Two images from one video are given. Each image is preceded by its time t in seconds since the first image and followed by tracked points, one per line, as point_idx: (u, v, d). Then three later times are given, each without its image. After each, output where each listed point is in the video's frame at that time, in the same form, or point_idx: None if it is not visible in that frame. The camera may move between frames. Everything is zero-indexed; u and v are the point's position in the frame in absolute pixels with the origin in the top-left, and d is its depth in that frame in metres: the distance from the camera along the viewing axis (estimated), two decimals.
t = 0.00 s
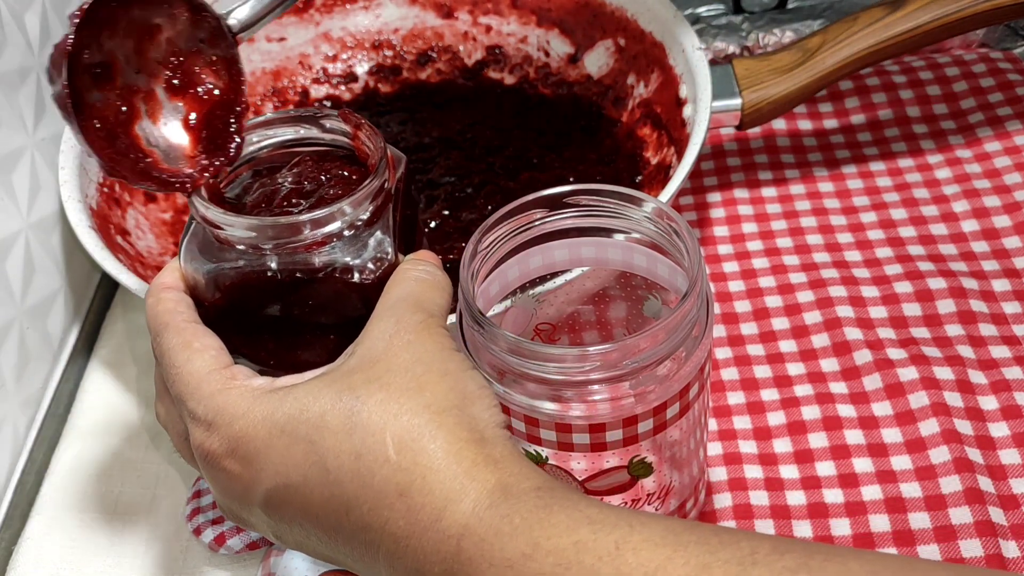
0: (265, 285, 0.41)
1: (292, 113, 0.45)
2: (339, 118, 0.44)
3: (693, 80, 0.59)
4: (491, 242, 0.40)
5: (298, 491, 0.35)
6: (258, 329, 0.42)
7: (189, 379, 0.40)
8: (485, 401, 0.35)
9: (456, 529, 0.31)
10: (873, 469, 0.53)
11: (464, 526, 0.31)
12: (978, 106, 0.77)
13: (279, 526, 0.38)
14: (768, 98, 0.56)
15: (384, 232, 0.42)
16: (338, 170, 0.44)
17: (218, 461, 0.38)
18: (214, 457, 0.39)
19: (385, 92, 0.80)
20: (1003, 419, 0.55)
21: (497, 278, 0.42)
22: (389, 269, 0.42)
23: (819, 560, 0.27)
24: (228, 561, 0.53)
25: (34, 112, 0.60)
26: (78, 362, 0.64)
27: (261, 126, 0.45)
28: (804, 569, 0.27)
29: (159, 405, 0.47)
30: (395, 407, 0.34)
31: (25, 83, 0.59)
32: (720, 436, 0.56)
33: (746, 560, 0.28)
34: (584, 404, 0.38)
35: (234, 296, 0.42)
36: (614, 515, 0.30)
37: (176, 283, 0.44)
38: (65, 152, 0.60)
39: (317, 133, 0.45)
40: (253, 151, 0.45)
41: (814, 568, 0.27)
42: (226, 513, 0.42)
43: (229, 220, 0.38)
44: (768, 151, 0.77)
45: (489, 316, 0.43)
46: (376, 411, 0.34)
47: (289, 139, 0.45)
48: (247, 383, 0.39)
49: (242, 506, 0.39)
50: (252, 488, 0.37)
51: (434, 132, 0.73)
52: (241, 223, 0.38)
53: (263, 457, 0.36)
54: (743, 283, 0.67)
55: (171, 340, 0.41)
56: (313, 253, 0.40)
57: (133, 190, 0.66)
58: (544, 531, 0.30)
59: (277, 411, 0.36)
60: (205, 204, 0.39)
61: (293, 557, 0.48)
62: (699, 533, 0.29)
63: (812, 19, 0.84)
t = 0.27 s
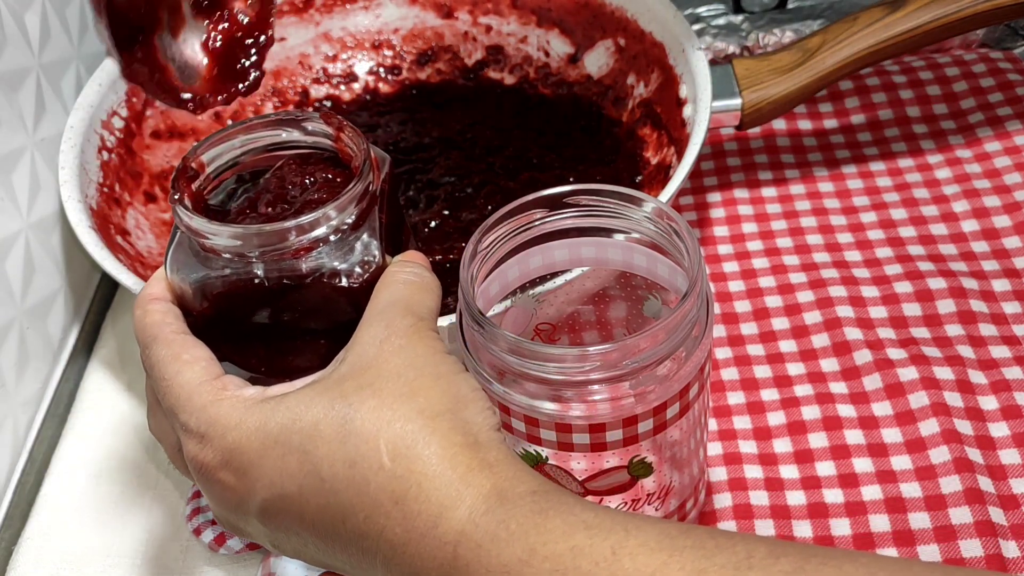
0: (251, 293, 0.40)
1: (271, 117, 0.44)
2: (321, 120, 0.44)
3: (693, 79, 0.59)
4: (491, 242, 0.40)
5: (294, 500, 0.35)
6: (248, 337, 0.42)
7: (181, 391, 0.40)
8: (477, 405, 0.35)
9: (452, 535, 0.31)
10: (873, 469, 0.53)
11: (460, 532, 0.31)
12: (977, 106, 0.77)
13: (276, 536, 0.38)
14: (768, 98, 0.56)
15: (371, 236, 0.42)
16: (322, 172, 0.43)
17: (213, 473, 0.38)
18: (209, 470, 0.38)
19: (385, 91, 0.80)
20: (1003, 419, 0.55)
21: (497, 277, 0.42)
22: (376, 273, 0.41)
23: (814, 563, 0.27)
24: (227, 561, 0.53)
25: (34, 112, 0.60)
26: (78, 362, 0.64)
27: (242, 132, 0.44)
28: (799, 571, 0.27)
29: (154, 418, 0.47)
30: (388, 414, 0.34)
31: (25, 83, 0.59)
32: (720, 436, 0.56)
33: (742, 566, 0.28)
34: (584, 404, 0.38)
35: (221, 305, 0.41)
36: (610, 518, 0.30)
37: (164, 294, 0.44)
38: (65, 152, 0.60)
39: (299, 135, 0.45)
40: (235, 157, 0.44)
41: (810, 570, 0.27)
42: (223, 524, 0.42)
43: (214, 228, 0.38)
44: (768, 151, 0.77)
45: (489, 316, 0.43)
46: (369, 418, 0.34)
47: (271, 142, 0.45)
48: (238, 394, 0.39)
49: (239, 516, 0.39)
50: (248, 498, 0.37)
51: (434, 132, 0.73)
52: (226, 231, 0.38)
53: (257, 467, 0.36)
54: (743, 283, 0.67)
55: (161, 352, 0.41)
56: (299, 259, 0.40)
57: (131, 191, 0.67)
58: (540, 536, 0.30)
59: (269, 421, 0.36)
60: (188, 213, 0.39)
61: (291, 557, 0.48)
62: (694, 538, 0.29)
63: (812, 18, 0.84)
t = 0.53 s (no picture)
0: (256, 291, 0.40)
1: (278, 118, 0.44)
2: (327, 122, 0.44)
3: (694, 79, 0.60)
4: (491, 242, 0.40)
5: (298, 497, 0.35)
6: (252, 336, 0.42)
7: (185, 387, 0.40)
8: (483, 402, 0.35)
9: (456, 530, 0.31)
10: (873, 469, 0.53)
11: (465, 528, 0.31)
12: (978, 106, 0.77)
13: (279, 533, 0.38)
14: (769, 98, 0.56)
15: (376, 237, 0.42)
16: (328, 173, 0.43)
17: (217, 469, 0.38)
18: (212, 466, 0.38)
19: (385, 91, 0.80)
20: (1003, 419, 0.55)
21: (497, 277, 0.42)
22: (381, 273, 0.42)
23: (816, 561, 0.27)
24: (227, 561, 0.53)
25: (34, 112, 0.60)
26: (78, 362, 0.64)
27: (249, 133, 0.44)
28: (801, 569, 0.27)
29: (157, 412, 0.47)
30: (394, 411, 0.34)
31: (25, 83, 0.59)
32: (720, 436, 0.56)
33: (743, 562, 0.27)
34: (584, 404, 0.38)
35: (226, 301, 0.41)
36: (615, 516, 0.30)
37: (168, 291, 0.44)
38: (65, 152, 0.60)
39: (305, 137, 0.44)
40: (241, 158, 0.44)
41: (810, 568, 0.27)
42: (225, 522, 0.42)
43: (220, 226, 0.38)
44: (768, 151, 0.77)
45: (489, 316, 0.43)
46: (375, 415, 0.34)
47: (277, 144, 0.45)
48: (243, 390, 0.39)
49: (241, 513, 0.39)
50: (251, 495, 0.37)
51: (434, 132, 0.73)
52: (232, 229, 0.38)
53: (262, 463, 0.36)
54: (743, 283, 0.67)
55: (165, 348, 0.41)
56: (304, 258, 0.40)
57: (132, 191, 0.67)
58: (544, 532, 0.30)
59: (274, 417, 0.36)
60: (195, 210, 0.39)
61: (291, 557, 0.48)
62: (696, 535, 0.29)
63: (812, 19, 0.84)
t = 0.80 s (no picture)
0: (255, 289, 0.40)
1: (272, 115, 0.44)
2: (321, 117, 0.44)
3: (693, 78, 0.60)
4: (491, 242, 0.40)
5: (303, 493, 0.35)
6: (252, 335, 0.41)
7: (186, 386, 0.40)
8: (488, 394, 0.35)
9: (465, 524, 0.31)
10: (873, 469, 0.53)
11: (473, 521, 0.31)
12: (978, 106, 0.77)
13: (283, 530, 0.38)
14: (770, 98, 0.56)
15: (374, 230, 0.42)
16: (323, 168, 0.43)
17: (220, 467, 0.38)
18: (215, 464, 0.38)
19: (386, 92, 0.80)
20: (1003, 419, 0.55)
21: (497, 277, 0.42)
22: (380, 267, 0.42)
23: (831, 554, 0.27)
24: (227, 561, 0.53)
25: (34, 112, 0.60)
26: (78, 362, 0.64)
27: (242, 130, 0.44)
28: (817, 564, 0.27)
29: (157, 413, 0.47)
30: (399, 404, 0.34)
31: (25, 83, 0.59)
32: (720, 436, 0.56)
33: (759, 555, 0.27)
34: (584, 404, 0.38)
35: (226, 300, 0.41)
36: (625, 508, 0.30)
37: (167, 292, 0.44)
38: (65, 152, 0.60)
39: (299, 133, 0.45)
40: (235, 156, 0.45)
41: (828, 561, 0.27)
42: (228, 521, 0.42)
43: (217, 225, 0.38)
44: (768, 151, 0.77)
45: (489, 316, 0.43)
46: (380, 408, 0.34)
47: (271, 141, 0.45)
48: (245, 387, 0.39)
49: (245, 511, 0.39)
50: (256, 492, 0.37)
51: (434, 132, 0.73)
52: (230, 228, 0.38)
53: (266, 461, 0.36)
54: (743, 283, 0.67)
55: (165, 348, 0.41)
56: (303, 254, 0.40)
57: (132, 191, 0.67)
58: (554, 525, 0.30)
59: (278, 414, 0.36)
60: (192, 210, 0.39)
61: (291, 557, 0.48)
62: (710, 529, 0.29)
63: (812, 19, 0.84)
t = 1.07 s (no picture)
0: (244, 297, 0.40)
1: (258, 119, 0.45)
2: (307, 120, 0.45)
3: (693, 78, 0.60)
4: (491, 242, 0.40)
5: (299, 503, 0.35)
6: (243, 343, 0.41)
7: (177, 399, 0.39)
8: (482, 398, 0.35)
9: (463, 532, 0.31)
10: (873, 469, 0.53)
11: (472, 529, 0.31)
12: (978, 106, 0.77)
13: (281, 541, 0.38)
14: (769, 98, 0.56)
15: (362, 232, 0.42)
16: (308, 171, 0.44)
17: (216, 480, 0.38)
18: (211, 476, 0.38)
19: (385, 91, 0.80)
20: (1003, 419, 0.55)
21: (497, 277, 0.42)
22: (370, 269, 0.42)
23: (835, 559, 0.27)
24: (227, 561, 0.53)
25: (34, 112, 0.60)
26: (78, 362, 0.64)
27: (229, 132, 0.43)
28: (819, 568, 0.27)
29: (150, 428, 0.47)
30: (392, 411, 0.34)
31: (25, 83, 0.59)
32: (720, 435, 0.56)
33: (761, 561, 0.28)
34: (584, 404, 0.38)
35: (215, 309, 0.41)
36: (625, 513, 0.30)
37: (156, 304, 0.44)
38: (65, 152, 0.60)
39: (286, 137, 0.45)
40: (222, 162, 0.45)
41: (828, 567, 0.27)
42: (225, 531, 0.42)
43: (202, 233, 0.38)
44: (768, 151, 0.77)
45: (489, 316, 0.43)
46: (373, 416, 0.34)
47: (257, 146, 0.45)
48: (236, 399, 0.39)
49: (242, 522, 0.39)
50: (252, 504, 0.37)
51: (434, 132, 0.73)
52: (216, 236, 0.37)
53: (261, 472, 0.36)
54: (743, 283, 0.67)
55: (155, 361, 0.41)
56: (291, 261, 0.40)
57: (132, 191, 0.67)
58: (554, 532, 0.30)
59: (271, 424, 0.36)
60: (176, 220, 0.38)
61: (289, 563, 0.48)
62: (710, 533, 0.29)
63: (812, 19, 0.84)
